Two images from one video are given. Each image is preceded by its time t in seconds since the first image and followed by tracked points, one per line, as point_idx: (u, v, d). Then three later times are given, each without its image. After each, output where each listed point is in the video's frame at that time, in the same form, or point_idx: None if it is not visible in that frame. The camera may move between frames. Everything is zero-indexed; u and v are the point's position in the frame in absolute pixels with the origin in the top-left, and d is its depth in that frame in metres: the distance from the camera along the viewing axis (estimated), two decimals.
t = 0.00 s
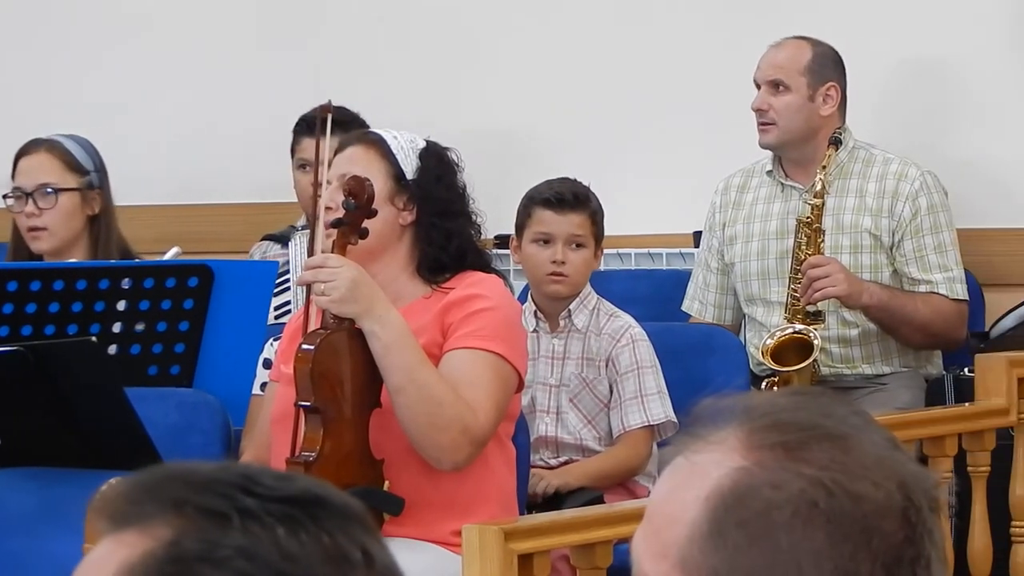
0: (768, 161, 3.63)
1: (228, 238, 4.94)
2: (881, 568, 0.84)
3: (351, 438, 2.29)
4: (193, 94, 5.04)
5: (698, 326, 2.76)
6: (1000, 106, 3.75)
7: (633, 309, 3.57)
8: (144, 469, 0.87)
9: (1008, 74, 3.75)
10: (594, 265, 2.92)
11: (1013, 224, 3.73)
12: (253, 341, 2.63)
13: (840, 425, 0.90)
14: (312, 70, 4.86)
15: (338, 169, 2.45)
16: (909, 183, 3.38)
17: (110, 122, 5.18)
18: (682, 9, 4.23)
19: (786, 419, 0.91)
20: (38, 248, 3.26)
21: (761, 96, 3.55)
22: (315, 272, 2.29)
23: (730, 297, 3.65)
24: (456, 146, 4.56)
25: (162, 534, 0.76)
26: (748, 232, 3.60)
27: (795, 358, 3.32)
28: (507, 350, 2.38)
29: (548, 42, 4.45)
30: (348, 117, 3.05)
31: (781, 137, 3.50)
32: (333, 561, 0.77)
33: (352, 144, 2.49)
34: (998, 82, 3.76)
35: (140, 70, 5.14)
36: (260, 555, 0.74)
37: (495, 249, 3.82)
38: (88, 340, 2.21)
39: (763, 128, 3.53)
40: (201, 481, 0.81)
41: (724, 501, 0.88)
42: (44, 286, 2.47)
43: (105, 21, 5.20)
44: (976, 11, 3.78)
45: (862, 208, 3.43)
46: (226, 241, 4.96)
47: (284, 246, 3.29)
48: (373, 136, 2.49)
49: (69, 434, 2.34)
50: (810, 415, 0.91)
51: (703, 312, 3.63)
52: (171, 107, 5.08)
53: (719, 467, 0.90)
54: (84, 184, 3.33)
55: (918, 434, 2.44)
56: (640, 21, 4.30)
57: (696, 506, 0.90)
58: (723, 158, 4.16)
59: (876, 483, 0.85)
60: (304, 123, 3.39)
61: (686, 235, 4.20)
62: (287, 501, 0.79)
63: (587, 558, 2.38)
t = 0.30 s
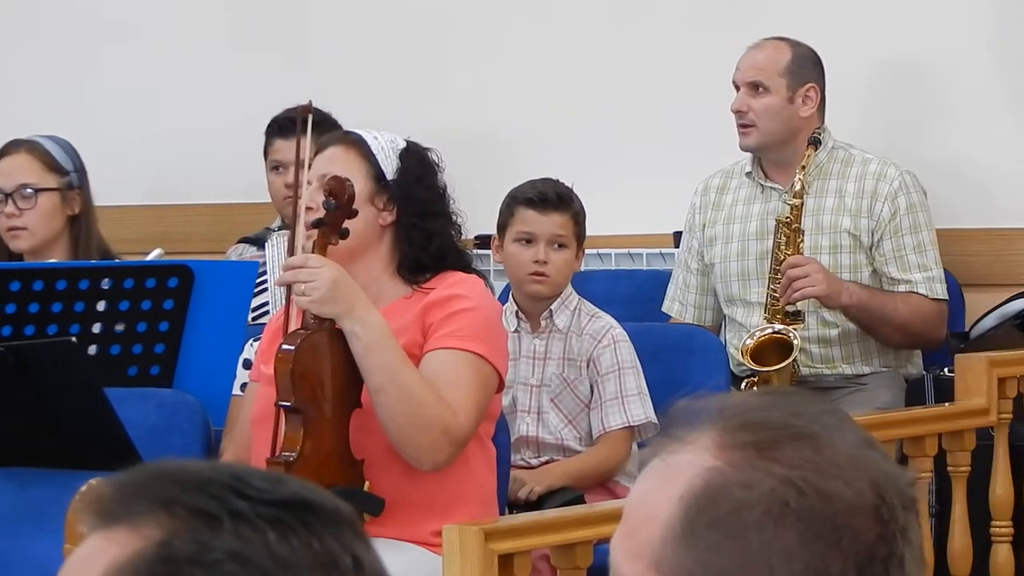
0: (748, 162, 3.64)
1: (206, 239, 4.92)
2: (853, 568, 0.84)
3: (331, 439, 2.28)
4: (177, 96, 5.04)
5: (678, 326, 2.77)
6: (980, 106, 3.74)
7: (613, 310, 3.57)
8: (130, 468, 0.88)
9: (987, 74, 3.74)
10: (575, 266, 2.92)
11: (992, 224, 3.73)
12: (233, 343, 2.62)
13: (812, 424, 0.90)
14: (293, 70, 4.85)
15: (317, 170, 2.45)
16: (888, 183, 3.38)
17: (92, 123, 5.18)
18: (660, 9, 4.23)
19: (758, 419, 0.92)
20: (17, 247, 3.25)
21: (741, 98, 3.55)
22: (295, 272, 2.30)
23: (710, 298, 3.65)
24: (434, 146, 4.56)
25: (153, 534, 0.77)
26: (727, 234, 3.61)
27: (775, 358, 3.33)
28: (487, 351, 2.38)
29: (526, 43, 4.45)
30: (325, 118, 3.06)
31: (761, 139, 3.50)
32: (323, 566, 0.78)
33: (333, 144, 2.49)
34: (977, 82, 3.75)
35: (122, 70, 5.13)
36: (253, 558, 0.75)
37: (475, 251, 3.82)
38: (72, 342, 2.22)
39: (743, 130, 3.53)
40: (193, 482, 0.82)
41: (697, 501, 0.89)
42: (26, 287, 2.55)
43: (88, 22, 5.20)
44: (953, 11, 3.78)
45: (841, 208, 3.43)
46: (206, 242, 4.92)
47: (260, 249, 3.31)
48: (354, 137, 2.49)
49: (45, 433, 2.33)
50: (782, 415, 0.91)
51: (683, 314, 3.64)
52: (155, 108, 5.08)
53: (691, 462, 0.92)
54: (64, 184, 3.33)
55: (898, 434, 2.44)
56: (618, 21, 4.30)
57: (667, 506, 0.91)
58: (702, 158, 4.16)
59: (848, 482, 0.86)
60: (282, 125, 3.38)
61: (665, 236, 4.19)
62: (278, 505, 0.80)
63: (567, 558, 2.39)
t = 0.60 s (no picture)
0: (727, 162, 3.64)
1: (186, 238, 4.93)
2: (814, 565, 0.84)
3: (308, 438, 2.27)
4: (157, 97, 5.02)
5: (656, 326, 2.78)
6: (960, 106, 3.74)
7: (591, 310, 3.57)
8: (95, 473, 0.88)
9: (966, 74, 3.73)
10: (555, 267, 2.93)
11: (971, 223, 3.73)
12: (210, 345, 2.62)
13: (780, 423, 0.90)
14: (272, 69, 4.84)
15: (296, 170, 2.45)
16: (867, 182, 3.39)
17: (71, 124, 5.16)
18: (639, 8, 4.23)
19: (728, 417, 0.91)
20: None
21: (719, 98, 3.55)
22: (272, 273, 2.29)
23: (687, 296, 3.66)
24: (412, 146, 4.56)
25: (109, 541, 0.78)
26: (706, 233, 3.61)
27: (753, 358, 3.33)
28: (465, 350, 2.38)
29: (504, 43, 4.45)
30: (301, 118, 3.06)
31: (740, 142, 3.51)
32: (280, 566, 0.79)
33: (311, 144, 2.49)
34: (956, 82, 3.74)
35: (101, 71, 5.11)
36: (210, 560, 0.76)
37: (453, 251, 3.82)
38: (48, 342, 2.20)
39: (724, 132, 3.54)
40: (151, 484, 0.82)
41: (662, 498, 0.89)
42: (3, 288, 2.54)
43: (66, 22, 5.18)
44: (930, 10, 3.78)
45: (820, 208, 3.44)
46: (186, 241, 4.93)
47: (236, 250, 3.32)
48: (333, 138, 2.48)
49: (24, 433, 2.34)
50: (752, 413, 0.91)
51: (660, 312, 3.64)
52: (134, 109, 5.06)
53: (667, 456, 0.91)
54: (40, 188, 3.32)
55: (876, 434, 2.44)
56: (596, 20, 4.30)
57: (636, 506, 0.90)
58: (681, 157, 4.17)
59: (810, 480, 0.85)
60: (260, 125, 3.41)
61: (643, 236, 4.20)
62: (235, 507, 0.81)
63: (546, 558, 2.38)
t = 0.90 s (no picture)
0: (707, 161, 3.65)
1: (164, 238, 4.92)
2: (789, 562, 0.84)
3: (288, 438, 2.27)
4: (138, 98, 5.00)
5: (637, 326, 2.78)
6: (939, 108, 3.74)
7: (571, 309, 3.57)
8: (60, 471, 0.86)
9: (945, 75, 3.74)
10: (533, 267, 2.93)
11: (951, 223, 3.74)
12: (190, 342, 2.57)
13: (758, 420, 0.90)
14: (253, 70, 4.83)
15: (275, 169, 2.45)
16: (848, 181, 3.41)
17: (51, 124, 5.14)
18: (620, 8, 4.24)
19: (707, 413, 0.92)
20: None
21: (702, 96, 3.56)
22: (250, 273, 2.29)
23: (667, 296, 3.66)
24: (392, 146, 4.55)
25: (73, 543, 0.76)
26: (686, 230, 3.61)
27: (733, 358, 3.34)
28: (444, 349, 2.37)
29: (486, 43, 4.45)
30: (280, 117, 3.06)
31: (725, 142, 3.52)
32: (244, 568, 0.77)
33: (291, 144, 2.48)
34: (936, 84, 3.75)
35: (82, 72, 5.09)
36: (174, 562, 0.75)
37: (433, 250, 3.82)
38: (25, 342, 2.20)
39: (709, 132, 3.54)
40: (114, 485, 0.81)
41: (639, 494, 0.89)
42: None
43: (45, 21, 5.15)
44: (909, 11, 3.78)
45: (800, 206, 3.44)
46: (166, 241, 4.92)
47: (218, 250, 3.32)
48: (312, 137, 2.48)
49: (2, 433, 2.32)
50: (731, 410, 0.91)
51: (640, 311, 3.64)
52: (114, 109, 5.04)
53: (648, 452, 0.91)
54: (12, 186, 3.31)
55: (855, 434, 2.45)
56: (577, 20, 4.30)
57: (616, 502, 0.90)
58: (662, 157, 4.18)
59: (785, 477, 0.86)
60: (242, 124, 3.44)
61: (623, 236, 4.21)
62: (199, 507, 0.79)
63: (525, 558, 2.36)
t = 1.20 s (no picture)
0: (687, 161, 3.66)
1: (144, 238, 4.92)
2: (765, 564, 0.84)
3: (268, 439, 2.27)
4: (122, 96, 4.99)
5: (616, 326, 2.80)
6: (919, 109, 3.75)
7: (551, 308, 3.57)
8: (50, 473, 0.85)
9: (926, 76, 3.74)
10: (510, 268, 2.92)
11: (931, 224, 3.75)
12: (170, 342, 2.60)
13: (734, 419, 0.90)
14: (235, 70, 4.83)
15: (255, 170, 2.44)
16: (828, 182, 3.41)
17: (32, 123, 5.13)
18: (601, 8, 4.24)
19: (684, 414, 0.92)
20: None
21: (683, 96, 3.56)
22: (231, 273, 2.28)
23: (647, 295, 3.66)
24: (373, 146, 4.55)
25: (65, 540, 0.76)
26: (666, 231, 3.62)
27: (711, 357, 3.34)
28: (424, 350, 2.37)
29: (467, 42, 4.44)
30: (261, 118, 3.06)
31: (706, 138, 3.52)
32: (236, 566, 0.76)
33: (270, 144, 2.48)
34: (916, 84, 3.76)
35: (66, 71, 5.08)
36: (164, 561, 0.74)
37: (413, 250, 3.82)
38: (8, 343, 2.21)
39: (687, 129, 3.55)
40: (107, 484, 0.80)
41: (615, 495, 0.89)
42: None
43: (27, 20, 5.14)
44: (890, 11, 3.79)
45: (780, 206, 3.45)
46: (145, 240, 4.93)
47: (200, 249, 3.32)
48: (291, 137, 2.48)
49: None
50: (708, 410, 0.91)
51: (621, 311, 3.65)
52: (100, 109, 5.02)
53: (626, 452, 0.91)
54: None
55: (835, 434, 2.45)
56: (559, 20, 4.30)
57: (593, 502, 0.90)
58: (643, 157, 4.18)
59: (760, 477, 0.86)
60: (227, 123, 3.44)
61: (603, 237, 4.21)
62: (191, 505, 0.78)
63: (505, 558, 2.36)
